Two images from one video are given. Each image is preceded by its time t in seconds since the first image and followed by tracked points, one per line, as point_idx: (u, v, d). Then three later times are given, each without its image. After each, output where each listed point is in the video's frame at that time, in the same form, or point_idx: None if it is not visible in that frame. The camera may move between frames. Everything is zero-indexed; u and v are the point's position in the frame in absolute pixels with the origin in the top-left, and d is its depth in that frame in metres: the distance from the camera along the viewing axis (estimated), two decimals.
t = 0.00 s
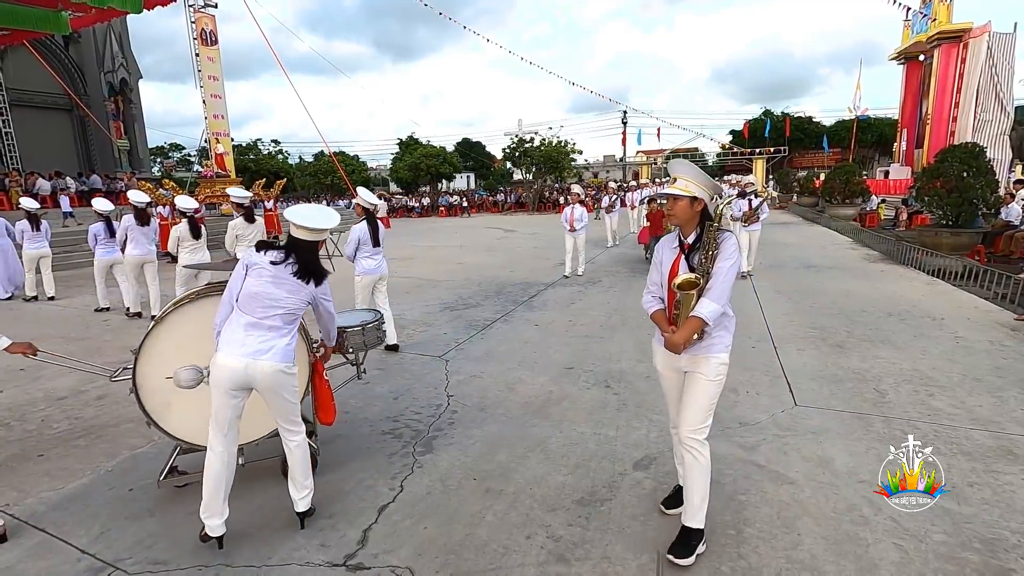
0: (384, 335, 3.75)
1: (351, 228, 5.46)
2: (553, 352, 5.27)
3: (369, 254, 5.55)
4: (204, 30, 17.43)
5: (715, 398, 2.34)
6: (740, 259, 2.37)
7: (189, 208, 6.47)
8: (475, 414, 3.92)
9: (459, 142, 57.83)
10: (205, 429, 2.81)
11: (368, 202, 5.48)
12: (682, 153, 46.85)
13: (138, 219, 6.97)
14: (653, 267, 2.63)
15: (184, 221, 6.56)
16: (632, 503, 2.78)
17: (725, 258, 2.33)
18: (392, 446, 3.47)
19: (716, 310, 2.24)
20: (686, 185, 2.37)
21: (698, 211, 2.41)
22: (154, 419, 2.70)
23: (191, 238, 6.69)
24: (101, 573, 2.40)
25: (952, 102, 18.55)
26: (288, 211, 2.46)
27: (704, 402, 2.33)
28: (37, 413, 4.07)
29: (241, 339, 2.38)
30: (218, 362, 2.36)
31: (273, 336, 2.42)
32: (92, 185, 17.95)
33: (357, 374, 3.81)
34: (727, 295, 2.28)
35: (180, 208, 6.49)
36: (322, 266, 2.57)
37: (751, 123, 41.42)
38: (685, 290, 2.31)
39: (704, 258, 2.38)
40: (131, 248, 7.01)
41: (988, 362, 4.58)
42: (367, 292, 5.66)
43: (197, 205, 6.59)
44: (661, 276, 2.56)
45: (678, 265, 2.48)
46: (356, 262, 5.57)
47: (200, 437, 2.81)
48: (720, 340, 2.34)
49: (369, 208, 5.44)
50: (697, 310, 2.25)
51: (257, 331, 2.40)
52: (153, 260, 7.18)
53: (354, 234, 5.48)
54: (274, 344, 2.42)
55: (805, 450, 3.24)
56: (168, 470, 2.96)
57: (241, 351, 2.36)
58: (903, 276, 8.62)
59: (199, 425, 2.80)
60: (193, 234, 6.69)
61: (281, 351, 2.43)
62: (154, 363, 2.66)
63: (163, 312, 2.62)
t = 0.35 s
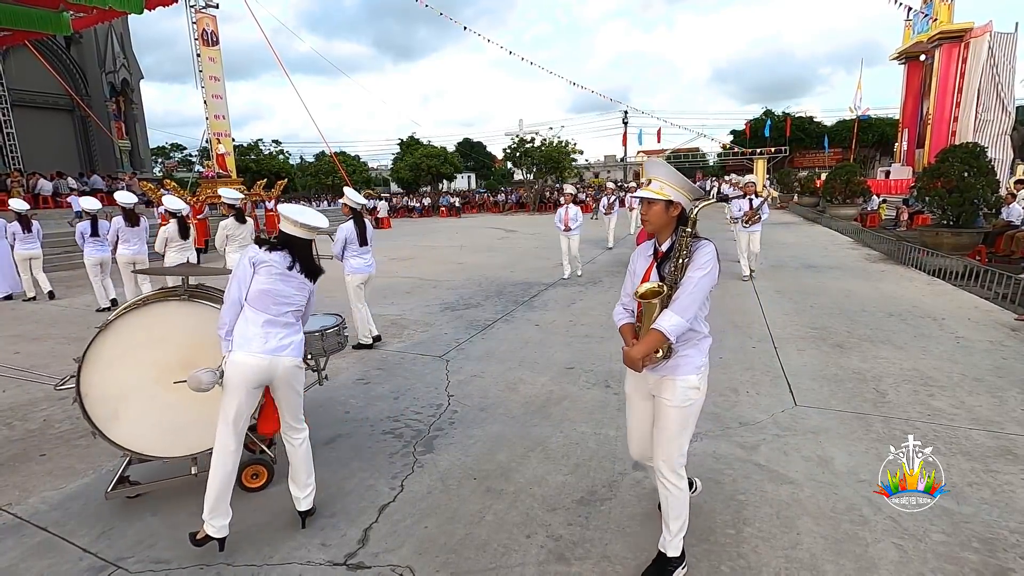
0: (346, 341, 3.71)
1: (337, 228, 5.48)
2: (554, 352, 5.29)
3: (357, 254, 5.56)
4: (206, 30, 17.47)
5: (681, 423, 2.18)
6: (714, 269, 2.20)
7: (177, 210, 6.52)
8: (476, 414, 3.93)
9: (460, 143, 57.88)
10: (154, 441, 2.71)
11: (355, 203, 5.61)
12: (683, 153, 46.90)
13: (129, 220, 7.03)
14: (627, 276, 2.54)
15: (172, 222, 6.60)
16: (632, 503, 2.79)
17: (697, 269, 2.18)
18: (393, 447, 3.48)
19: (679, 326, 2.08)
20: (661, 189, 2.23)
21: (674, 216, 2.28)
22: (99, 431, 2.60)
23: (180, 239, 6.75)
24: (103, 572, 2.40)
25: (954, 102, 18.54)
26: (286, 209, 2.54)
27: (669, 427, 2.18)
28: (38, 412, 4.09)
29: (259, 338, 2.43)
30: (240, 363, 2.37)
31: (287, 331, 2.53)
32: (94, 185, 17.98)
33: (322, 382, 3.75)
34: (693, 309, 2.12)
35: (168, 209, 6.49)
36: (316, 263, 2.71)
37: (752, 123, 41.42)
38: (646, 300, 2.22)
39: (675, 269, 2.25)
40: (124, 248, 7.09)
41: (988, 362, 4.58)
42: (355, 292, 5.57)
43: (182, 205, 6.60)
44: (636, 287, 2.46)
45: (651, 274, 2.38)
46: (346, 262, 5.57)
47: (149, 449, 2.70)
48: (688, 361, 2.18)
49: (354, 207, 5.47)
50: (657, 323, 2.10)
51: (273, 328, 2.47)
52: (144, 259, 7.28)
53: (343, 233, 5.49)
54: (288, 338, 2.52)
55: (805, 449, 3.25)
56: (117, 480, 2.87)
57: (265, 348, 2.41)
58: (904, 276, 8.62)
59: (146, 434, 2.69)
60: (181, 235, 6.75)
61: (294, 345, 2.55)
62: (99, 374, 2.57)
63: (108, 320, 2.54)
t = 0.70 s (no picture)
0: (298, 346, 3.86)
1: (324, 228, 5.51)
2: (553, 352, 5.29)
3: (343, 255, 5.56)
4: (205, 30, 17.48)
5: (647, 447, 2.05)
6: (662, 280, 1.97)
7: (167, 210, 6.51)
8: (475, 414, 3.93)
9: (460, 143, 57.89)
10: (91, 453, 2.59)
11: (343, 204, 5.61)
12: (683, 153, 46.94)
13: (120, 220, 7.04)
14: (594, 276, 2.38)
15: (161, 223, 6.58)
16: (630, 502, 2.79)
17: (640, 282, 1.96)
18: (391, 447, 3.48)
19: (618, 346, 1.89)
20: (610, 192, 2.09)
21: (627, 221, 2.10)
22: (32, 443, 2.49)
23: (169, 240, 6.73)
24: (101, 572, 2.40)
25: (953, 101, 18.53)
26: (249, 208, 2.51)
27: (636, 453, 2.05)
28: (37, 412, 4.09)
29: (247, 345, 2.46)
30: (233, 372, 2.39)
31: (270, 334, 2.57)
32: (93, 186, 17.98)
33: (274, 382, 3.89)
34: (636, 324, 1.90)
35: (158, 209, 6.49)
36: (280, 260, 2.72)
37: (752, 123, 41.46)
38: (584, 317, 2.08)
39: (620, 287, 2.06)
40: (116, 248, 7.10)
41: (987, 362, 4.58)
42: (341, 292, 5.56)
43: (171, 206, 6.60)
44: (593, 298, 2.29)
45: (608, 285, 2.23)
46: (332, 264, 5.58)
47: (85, 462, 2.58)
48: (645, 384, 2.00)
49: (342, 208, 5.49)
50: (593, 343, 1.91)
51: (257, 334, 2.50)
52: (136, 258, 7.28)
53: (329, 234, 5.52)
54: (273, 341, 2.58)
55: (803, 449, 3.25)
56: (56, 494, 2.69)
57: (255, 355, 2.46)
58: (903, 276, 8.62)
59: (82, 446, 2.58)
60: (170, 235, 6.73)
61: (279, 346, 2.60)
62: (33, 385, 2.50)
63: (44, 327, 2.50)
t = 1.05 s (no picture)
0: (248, 353, 3.22)
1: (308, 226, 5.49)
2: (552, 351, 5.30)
3: (328, 253, 5.58)
4: (201, 29, 17.44)
5: (565, 471, 1.87)
6: (591, 283, 1.81)
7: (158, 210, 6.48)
8: (473, 414, 3.93)
9: (459, 143, 57.94)
10: (23, 465, 2.53)
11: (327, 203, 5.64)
12: (681, 152, 47.01)
13: (111, 219, 7.00)
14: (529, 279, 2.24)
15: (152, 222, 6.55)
16: (629, 501, 2.79)
17: (568, 285, 1.80)
18: (389, 446, 3.47)
19: (544, 356, 1.72)
20: (538, 192, 1.95)
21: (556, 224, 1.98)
22: None
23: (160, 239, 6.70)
24: (99, 572, 2.40)
25: (950, 100, 18.56)
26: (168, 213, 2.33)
27: (547, 472, 1.87)
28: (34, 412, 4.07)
29: (183, 364, 2.36)
30: (172, 394, 2.31)
31: (204, 347, 2.48)
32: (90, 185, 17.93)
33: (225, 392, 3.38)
34: (563, 331, 1.74)
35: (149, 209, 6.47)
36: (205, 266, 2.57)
37: (749, 122, 41.51)
38: (508, 325, 1.95)
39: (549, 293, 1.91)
40: (107, 248, 7.08)
41: (984, 360, 4.60)
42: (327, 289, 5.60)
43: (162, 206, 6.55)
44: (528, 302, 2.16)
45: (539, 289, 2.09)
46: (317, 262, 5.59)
47: (16, 475, 2.52)
48: (574, 400, 1.87)
49: (326, 207, 5.51)
50: (520, 353, 1.75)
51: (192, 350, 2.40)
52: (127, 256, 7.32)
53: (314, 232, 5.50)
54: (210, 354, 2.49)
55: (802, 447, 3.25)
56: None
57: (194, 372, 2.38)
58: (901, 275, 8.64)
59: (13, 456, 2.52)
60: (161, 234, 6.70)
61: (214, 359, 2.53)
62: None
63: None
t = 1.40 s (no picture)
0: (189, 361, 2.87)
1: (295, 225, 5.48)
2: (549, 349, 5.29)
3: (314, 250, 5.55)
4: (197, 28, 17.32)
5: (476, 485, 1.82)
6: (505, 295, 1.76)
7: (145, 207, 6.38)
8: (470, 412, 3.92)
9: (456, 142, 57.84)
10: None
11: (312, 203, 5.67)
12: (678, 151, 47.04)
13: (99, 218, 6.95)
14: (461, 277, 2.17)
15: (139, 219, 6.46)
16: (626, 500, 2.79)
17: (482, 297, 1.75)
18: (386, 446, 3.46)
19: (450, 369, 1.69)
20: (462, 199, 1.89)
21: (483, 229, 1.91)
22: None
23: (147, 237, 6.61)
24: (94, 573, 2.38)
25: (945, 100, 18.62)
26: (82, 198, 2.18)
27: (461, 485, 1.82)
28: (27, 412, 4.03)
29: (139, 362, 2.32)
30: (132, 395, 2.27)
31: (154, 343, 2.42)
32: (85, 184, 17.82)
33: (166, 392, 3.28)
34: (471, 346, 1.70)
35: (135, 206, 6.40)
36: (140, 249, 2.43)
37: (746, 122, 41.57)
38: (422, 334, 1.90)
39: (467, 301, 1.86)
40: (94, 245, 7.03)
41: (980, 359, 4.60)
42: (315, 287, 5.65)
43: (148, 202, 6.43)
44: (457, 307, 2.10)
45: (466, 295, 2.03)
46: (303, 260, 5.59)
47: None
48: (485, 411, 1.82)
49: (310, 205, 5.53)
50: (428, 365, 1.72)
51: (143, 347, 2.36)
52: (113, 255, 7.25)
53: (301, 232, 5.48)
54: (159, 349, 2.44)
55: (799, 446, 3.25)
56: None
57: (150, 369, 2.34)
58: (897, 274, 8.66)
59: None
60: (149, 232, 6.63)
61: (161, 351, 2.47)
62: None
63: None
